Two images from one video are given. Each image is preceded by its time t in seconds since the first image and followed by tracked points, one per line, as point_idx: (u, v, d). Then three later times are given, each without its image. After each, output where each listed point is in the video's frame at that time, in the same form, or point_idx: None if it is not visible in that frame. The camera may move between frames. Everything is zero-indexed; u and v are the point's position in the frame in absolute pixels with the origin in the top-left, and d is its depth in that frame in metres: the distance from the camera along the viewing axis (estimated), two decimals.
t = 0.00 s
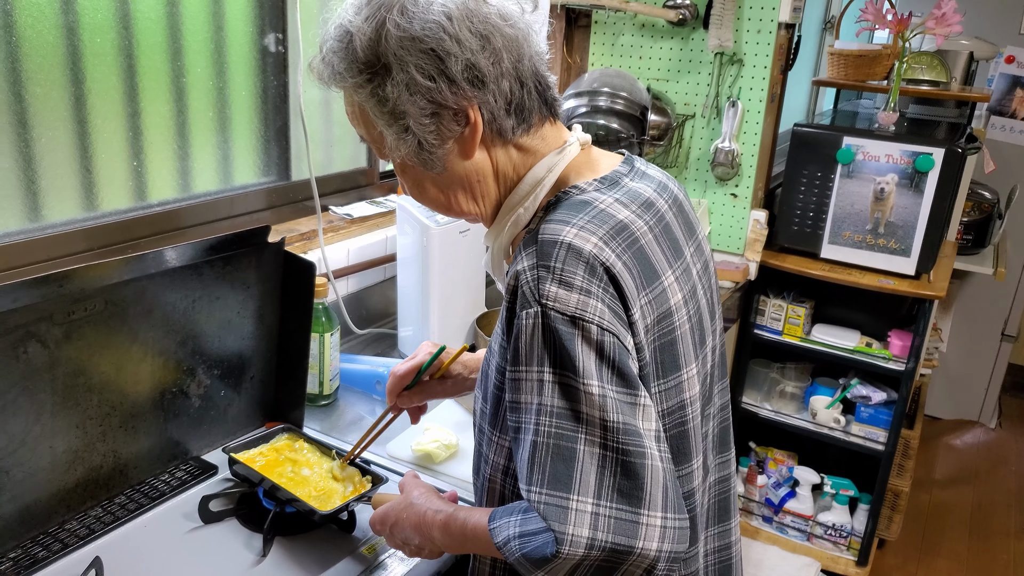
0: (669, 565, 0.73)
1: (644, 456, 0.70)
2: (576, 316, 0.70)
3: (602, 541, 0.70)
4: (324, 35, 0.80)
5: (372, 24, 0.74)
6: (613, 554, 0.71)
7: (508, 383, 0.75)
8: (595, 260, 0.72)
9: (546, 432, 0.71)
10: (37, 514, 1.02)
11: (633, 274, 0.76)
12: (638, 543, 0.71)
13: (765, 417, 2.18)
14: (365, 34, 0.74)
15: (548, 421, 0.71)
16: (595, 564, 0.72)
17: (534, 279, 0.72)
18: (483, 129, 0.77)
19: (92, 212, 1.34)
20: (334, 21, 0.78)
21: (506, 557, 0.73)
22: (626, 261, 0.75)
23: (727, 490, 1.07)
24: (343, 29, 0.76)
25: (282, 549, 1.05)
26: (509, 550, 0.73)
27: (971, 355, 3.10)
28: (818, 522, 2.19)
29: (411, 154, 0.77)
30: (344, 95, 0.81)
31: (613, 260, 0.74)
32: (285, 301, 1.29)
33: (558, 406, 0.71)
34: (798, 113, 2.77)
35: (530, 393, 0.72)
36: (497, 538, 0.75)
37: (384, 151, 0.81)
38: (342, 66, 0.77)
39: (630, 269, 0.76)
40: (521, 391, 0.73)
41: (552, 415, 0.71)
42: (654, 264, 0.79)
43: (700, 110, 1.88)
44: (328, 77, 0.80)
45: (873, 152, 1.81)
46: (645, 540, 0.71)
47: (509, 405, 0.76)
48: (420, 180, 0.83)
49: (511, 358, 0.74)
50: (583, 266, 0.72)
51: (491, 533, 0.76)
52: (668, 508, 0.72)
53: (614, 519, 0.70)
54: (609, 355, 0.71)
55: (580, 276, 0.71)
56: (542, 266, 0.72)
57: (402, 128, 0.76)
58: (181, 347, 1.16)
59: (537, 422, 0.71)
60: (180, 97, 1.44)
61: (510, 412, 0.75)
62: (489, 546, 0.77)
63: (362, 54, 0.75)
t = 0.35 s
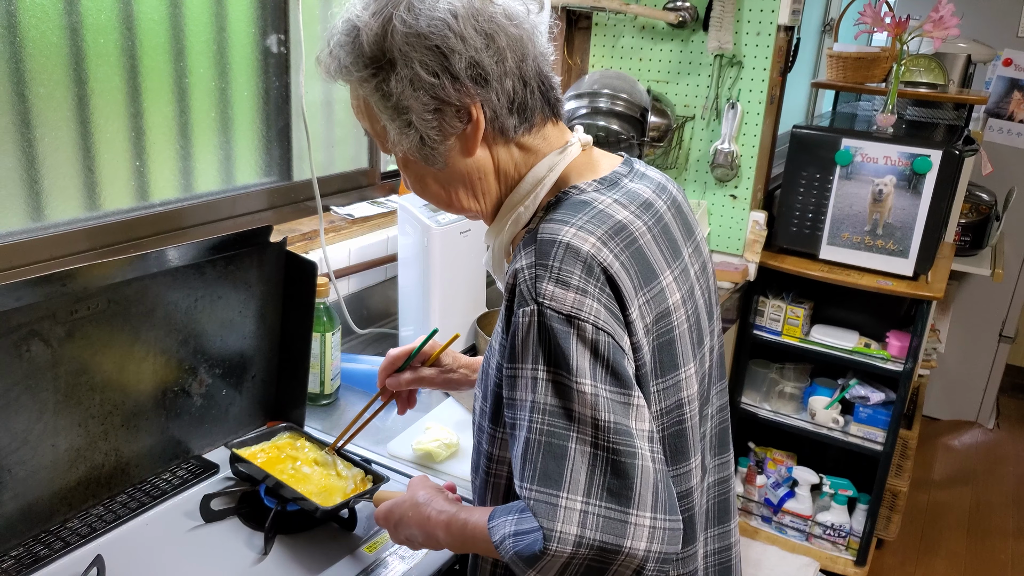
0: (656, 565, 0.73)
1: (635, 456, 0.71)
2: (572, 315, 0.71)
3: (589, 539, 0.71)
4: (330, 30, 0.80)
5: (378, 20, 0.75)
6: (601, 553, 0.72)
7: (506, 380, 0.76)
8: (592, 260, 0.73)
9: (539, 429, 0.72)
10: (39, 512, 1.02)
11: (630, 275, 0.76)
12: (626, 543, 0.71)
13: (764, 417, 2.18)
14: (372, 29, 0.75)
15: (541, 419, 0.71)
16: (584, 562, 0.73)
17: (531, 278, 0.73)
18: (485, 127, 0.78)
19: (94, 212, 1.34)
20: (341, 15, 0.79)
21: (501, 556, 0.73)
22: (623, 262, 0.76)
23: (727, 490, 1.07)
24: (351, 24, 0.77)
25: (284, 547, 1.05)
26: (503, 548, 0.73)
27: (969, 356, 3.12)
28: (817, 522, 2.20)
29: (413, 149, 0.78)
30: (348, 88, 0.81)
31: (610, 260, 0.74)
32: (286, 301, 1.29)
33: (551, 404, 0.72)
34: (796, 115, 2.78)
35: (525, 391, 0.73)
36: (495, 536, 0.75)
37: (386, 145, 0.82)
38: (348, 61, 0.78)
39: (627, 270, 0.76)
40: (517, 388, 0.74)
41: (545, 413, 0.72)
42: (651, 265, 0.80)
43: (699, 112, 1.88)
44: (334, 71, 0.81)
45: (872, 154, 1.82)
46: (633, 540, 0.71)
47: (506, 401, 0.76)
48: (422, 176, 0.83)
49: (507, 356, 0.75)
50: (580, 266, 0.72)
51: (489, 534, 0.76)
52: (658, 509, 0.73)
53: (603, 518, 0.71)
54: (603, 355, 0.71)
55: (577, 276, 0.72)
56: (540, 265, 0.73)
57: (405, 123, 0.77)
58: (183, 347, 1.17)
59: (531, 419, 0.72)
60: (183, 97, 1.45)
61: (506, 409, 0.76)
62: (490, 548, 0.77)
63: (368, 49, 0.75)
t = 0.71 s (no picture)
0: (662, 555, 0.73)
1: (637, 447, 0.71)
2: (569, 310, 0.72)
3: (595, 529, 0.71)
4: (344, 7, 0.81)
5: (391, 2, 0.75)
6: (606, 543, 0.72)
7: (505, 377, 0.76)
8: (588, 256, 0.74)
9: (541, 424, 0.72)
10: (40, 512, 1.03)
11: (626, 271, 0.77)
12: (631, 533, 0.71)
13: (763, 417, 2.19)
14: (384, 10, 0.75)
15: (543, 413, 0.72)
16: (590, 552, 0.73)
17: (528, 274, 0.73)
18: (485, 119, 0.78)
19: (95, 213, 1.35)
20: None
21: (510, 535, 0.75)
22: (619, 258, 0.77)
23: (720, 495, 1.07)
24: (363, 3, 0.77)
25: (284, 546, 1.06)
26: (512, 529, 0.75)
27: (968, 356, 3.12)
28: (816, 522, 2.20)
29: (412, 133, 0.79)
30: (356, 66, 0.82)
31: (606, 256, 0.75)
32: (287, 301, 1.30)
33: (552, 398, 0.72)
34: (795, 115, 2.79)
35: (526, 386, 0.73)
36: (503, 514, 0.76)
37: (387, 126, 0.83)
38: (358, 39, 0.78)
39: (623, 266, 0.77)
40: (518, 384, 0.74)
41: (547, 407, 0.72)
42: (647, 262, 0.81)
43: (697, 113, 1.89)
44: (343, 48, 0.81)
45: (869, 154, 1.83)
46: (638, 530, 0.71)
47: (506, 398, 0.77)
48: (419, 160, 0.84)
49: (507, 353, 0.76)
50: (577, 262, 0.73)
51: (496, 510, 0.77)
52: (661, 498, 0.73)
53: (608, 508, 0.71)
54: (602, 348, 0.72)
55: (574, 272, 0.73)
56: (537, 261, 0.73)
57: (406, 107, 0.77)
58: (184, 348, 1.17)
59: (533, 414, 0.72)
60: (183, 99, 1.45)
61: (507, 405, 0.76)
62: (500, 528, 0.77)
63: (378, 30, 0.76)
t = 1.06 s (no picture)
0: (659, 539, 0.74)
1: (634, 432, 0.72)
2: (564, 299, 0.72)
3: (593, 515, 0.71)
4: None
5: None
6: (605, 527, 0.73)
7: (501, 367, 0.76)
8: (582, 247, 0.74)
9: (539, 411, 0.72)
10: (38, 516, 1.03)
11: (619, 263, 0.78)
12: (628, 517, 0.72)
13: (760, 417, 2.19)
14: None
15: (540, 401, 0.72)
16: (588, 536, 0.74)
17: (523, 265, 0.74)
18: (484, 112, 0.78)
19: (91, 217, 1.35)
20: None
21: (508, 515, 0.74)
22: (612, 250, 0.77)
23: (713, 496, 1.08)
24: None
25: (283, 548, 1.06)
26: (510, 507, 0.73)
27: (965, 354, 3.13)
28: (814, 520, 2.20)
29: (412, 118, 0.79)
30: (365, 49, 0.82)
31: (599, 248, 0.76)
32: (285, 304, 1.30)
33: (549, 385, 0.72)
34: (791, 115, 2.79)
35: (522, 374, 0.73)
36: (502, 495, 0.75)
37: (390, 109, 0.83)
38: (368, 21, 0.79)
39: (616, 258, 0.77)
40: (514, 373, 0.74)
41: (544, 394, 0.72)
42: (640, 256, 0.81)
43: (694, 114, 1.89)
44: (355, 30, 0.82)
45: (865, 154, 1.83)
46: (635, 514, 0.72)
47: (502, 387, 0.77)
48: (419, 147, 0.84)
49: (502, 343, 0.76)
50: (571, 252, 0.74)
51: (497, 491, 0.76)
52: (658, 484, 0.74)
53: (606, 493, 0.72)
54: (596, 336, 0.72)
55: (568, 262, 0.73)
56: (531, 252, 0.74)
57: (408, 91, 0.78)
58: (182, 350, 1.17)
59: (530, 402, 0.72)
60: (179, 102, 1.45)
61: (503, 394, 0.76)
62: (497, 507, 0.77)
63: (388, 13, 0.76)
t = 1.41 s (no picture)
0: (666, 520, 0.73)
1: (639, 411, 0.71)
2: (567, 281, 0.72)
3: (600, 493, 0.71)
4: None
5: None
6: (612, 507, 0.72)
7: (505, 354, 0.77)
8: (583, 232, 0.75)
9: (543, 393, 0.72)
10: (40, 516, 1.03)
11: (620, 251, 0.78)
12: (636, 497, 0.71)
13: (761, 416, 2.19)
14: None
15: (545, 382, 0.72)
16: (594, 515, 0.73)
17: (526, 250, 0.74)
18: (488, 105, 0.79)
19: (92, 219, 1.36)
20: None
21: (512, 498, 0.74)
22: (613, 238, 0.78)
23: (707, 497, 1.07)
24: None
25: (282, 548, 1.06)
26: (515, 490, 0.74)
27: (966, 353, 3.12)
28: (816, 520, 2.20)
29: (419, 107, 0.80)
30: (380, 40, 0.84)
31: (600, 235, 0.76)
32: (284, 305, 1.30)
33: (554, 366, 0.72)
34: (790, 114, 2.79)
35: (527, 358, 0.73)
36: (506, 479, 0.75)
37: (399, 98, 0.84)
38: (384, 11, 0.80)
39: (616, 246, 0.78)
40: (518, 358, 0.74)
41: (549, 376, 0.72)
42: (640, 247, 0.81)
43: (692, 113, 1.89)
44: (372, 20, 0.83)
45: (865, 152, 1.83)
46: (643, 493, 0.71)
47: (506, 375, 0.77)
48: (425, 138, 0.84)
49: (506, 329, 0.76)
50: (572, 237, 0.74)
51: (500, 477, 0.77)
52: (665, 463, 0.73)
53: (613, 471, 0.71)
54: (599, 318, 0.72)
55: (570, 246, 0.74)
56: (534, 238, 0.74)
57: (417, 79, 0.78)
58: (182, 352, 1.18)
59: (534, 384, 0.72)
60: (179, 104, 1.46)
61: (507, 382, 0.76)
62: (500, 494, 0.77)
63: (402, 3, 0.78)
